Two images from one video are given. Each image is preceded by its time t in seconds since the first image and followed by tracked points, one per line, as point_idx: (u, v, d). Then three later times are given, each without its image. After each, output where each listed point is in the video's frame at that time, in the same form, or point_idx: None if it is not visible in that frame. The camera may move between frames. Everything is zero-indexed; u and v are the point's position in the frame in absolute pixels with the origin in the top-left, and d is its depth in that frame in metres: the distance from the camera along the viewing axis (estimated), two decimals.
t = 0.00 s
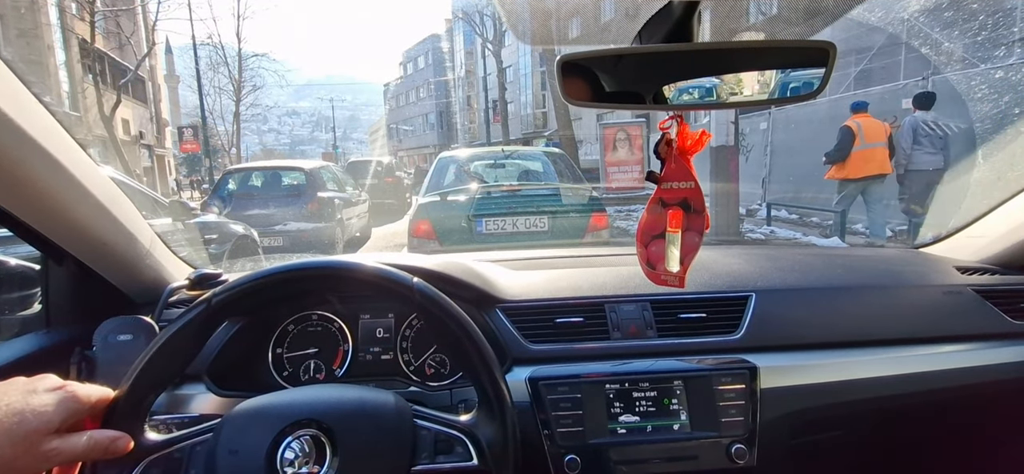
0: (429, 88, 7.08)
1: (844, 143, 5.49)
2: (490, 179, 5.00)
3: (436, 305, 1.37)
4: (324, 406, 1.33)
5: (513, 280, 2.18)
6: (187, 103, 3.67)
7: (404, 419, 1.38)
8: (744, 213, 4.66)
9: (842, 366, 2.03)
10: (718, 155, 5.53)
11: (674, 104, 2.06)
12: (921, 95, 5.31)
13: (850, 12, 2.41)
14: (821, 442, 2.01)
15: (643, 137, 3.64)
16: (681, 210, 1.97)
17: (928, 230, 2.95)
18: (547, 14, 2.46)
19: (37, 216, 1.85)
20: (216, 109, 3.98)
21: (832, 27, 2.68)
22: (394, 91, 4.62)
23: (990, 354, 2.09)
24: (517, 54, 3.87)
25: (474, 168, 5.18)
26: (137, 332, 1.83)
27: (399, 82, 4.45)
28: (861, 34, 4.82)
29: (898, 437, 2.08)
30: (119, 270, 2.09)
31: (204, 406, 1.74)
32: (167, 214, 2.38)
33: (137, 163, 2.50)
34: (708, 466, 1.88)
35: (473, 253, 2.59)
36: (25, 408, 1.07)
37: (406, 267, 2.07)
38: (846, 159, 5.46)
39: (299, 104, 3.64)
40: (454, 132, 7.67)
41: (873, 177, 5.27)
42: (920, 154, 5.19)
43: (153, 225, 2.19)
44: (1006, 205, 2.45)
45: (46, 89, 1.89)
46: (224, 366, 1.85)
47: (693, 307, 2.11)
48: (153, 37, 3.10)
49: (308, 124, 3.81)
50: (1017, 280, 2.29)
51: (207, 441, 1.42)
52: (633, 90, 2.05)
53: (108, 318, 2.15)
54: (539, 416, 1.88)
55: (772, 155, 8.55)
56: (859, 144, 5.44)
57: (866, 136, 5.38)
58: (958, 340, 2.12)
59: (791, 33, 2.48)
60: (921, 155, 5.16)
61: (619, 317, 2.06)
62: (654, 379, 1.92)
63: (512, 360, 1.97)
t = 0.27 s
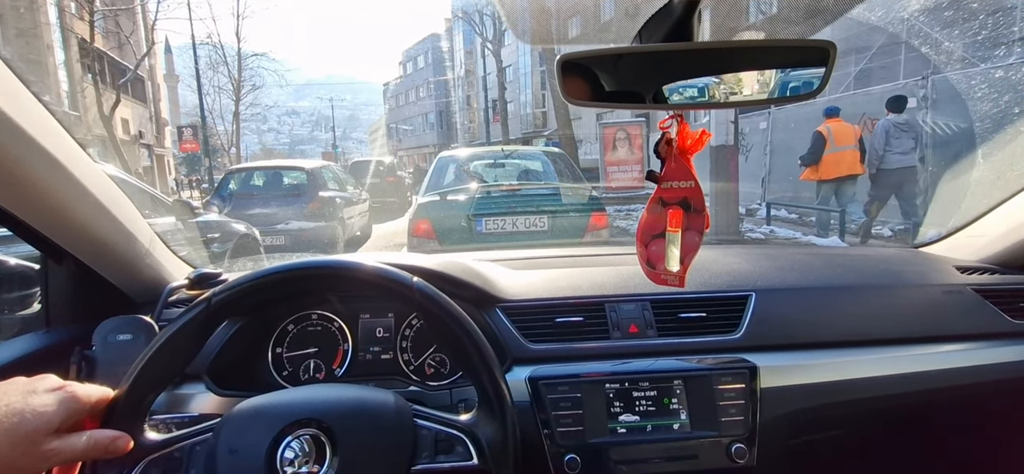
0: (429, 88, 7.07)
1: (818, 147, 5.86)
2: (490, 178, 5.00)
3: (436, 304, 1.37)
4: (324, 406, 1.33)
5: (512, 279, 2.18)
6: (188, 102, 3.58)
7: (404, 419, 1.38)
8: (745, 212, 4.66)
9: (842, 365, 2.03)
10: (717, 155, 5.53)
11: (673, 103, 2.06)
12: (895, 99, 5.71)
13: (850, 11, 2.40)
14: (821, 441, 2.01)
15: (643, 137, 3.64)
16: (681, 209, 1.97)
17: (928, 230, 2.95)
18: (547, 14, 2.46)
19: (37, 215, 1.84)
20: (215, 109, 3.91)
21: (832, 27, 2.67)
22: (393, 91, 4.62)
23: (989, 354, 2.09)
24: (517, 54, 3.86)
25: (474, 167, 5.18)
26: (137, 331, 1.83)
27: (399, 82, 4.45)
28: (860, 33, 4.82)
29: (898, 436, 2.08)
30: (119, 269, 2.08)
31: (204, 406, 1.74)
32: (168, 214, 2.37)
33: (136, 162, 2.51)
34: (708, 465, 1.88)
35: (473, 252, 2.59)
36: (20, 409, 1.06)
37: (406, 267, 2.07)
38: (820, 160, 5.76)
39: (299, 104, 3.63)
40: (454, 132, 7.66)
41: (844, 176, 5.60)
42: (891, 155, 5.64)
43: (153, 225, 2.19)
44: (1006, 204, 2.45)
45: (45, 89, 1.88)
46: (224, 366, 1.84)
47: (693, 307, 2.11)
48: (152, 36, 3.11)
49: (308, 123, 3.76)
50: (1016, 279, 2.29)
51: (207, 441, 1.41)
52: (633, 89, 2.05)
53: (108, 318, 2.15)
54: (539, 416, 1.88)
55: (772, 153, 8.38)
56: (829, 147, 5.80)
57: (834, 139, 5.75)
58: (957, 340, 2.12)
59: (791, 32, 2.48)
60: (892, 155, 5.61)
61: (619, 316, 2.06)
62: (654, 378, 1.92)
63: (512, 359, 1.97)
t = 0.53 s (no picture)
0: (429, 87, 7.07)
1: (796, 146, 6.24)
2: (490, 178, 5.00)
3: (436, 305, 1.37)
4: (324, 406, 1.33)
5: (512, 280, 2.18)
6: (188, 102, 3.43)
7: (404, 419, 1.39)
8: (745, 212, 4.67)
9: (840, 365, 2.03)
10: (717, 155, 5.54)
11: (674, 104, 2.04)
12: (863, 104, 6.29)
13: (848, 12, 2.41)
14: (820, 441, 2.02)
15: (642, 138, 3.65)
16: (680, 210, 1.98)
17: (926, 230, 2.96)
18: (546, 14, 2.46)
19: (37, 215, 1.85)
20: (216, 108, 3.65)
21: (830, 27, 2.68)
22: (393, 91, 4.62)
23: (988, 354, 2.09)
24: (517, 54, 3.86)
25: (474, 167, 5.18)
26: (137, 332, 1.83)
27: (398, 82, 4.46)
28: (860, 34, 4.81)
29: (897, 437, 2.08)
30: (119, 269, 2.09)
31: (203, 406, 1.74)
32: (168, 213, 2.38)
33: (137, 162, 2.51)
34: (707, 465, 1.89)
35: (473, 252, 2.59)
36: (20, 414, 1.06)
37: (406, 267, 2.07)
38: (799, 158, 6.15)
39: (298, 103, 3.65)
40: (453, 132, 7.67)
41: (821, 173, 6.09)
42: (863, 155, 6.18)
43: (153, 225, 2.19)
44: (1004, 205, 2.45)
45: (45, 89, 1.88)
46: (224, 366, 1.85)
47: (692, 307, 2.11)
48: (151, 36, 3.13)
49: (307, 122, 3.81)
50: (1015, 279, 2.29)
51: (207, 441, 1.41)
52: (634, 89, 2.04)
53: (107, 318, 2.15)
54: (538, 415, 1.88)
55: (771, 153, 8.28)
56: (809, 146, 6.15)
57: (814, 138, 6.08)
58: (955, 340, 2.13)
59: (790, 33, 2.48)
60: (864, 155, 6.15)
61: (618, 317, 2.06)
62: (653, 378, 1.93)
63: (511, 359, 1.97)
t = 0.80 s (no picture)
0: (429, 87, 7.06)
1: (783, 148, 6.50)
2: (490, 178, 5.00)
3: (436, 305, 1.38)
4: (325, 407, 1.34)
5: (512, 280, 2.18)
6: (187, 101, 3.45)
7: (405, 419, 1.39)
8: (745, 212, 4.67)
9: (841, 366, 2.03)
10: (717, 155, 5.55)
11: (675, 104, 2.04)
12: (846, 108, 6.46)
13: (849, 12, 2.41)
14: (821, 441, 2.02)
15: (643, 138, 3.65)
16: (681, 210, 1.98)
17: (926, 230, 2.96)
18: (547, 13, 2.46)
19: (37, 215, 1.85)
20: (216, 108, 3.67)
21: (831, 28, 2.68)
22: (393, 91, 4.62)
23: (988, 354, 2.09)
24: (517, 54, 3.86)
25: (474, 167, 5.19)
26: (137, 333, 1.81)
27: (398, 82, 4.46)
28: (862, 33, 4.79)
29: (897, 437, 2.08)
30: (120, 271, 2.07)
31: (205, 406, 1.73)
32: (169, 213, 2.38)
33: (138, 161, 2.51)
34: (708, 465, 1.89)
35: (473, 252, 2.60)
36: None
37: (406, 267, 2.07)
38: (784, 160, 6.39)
39: (299, 103, 3.65)
40: (454, 132, 7.67)
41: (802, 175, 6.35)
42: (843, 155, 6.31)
43: (153, 226, 2.18)
44: (1005, 205, 2.45)
45: (46, 89, 1.89)
46: (225, 367, 1.84)
47: (692, 307, 2.11)
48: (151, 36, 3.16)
49: (307, 122, 3.81)
50: (1015, 280, 2.29)
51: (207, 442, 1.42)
52: (634, 90, 2.04)
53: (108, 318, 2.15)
54: (539, 416, 1.88)
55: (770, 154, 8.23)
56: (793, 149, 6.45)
57: (799, 143, 6.40)
58: (956, 340, 2.13)
59: (791, 33, 2.48)
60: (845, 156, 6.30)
61: (618, 317, 2.06)
62: (653, 379, 1.93)
63: (512, 360, 1.97)
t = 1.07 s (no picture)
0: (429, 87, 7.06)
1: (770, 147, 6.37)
2: (490, 178, 4.99)
3: (435, 305, 1.37)
4: (323, 407, 1.33)
5: (510, 280, 2.18)
6: (187, 101, 3.34)
7: (403, 418, 1.39)
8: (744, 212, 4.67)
9: (839, 366, 2.03)
10: (717, 155, 5.56)
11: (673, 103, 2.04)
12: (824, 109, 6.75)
13: (847, 12, 2.41)
14: (820, 441, 2.02)
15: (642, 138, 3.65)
16: (679, 210, 1.98)
17: (926, 230, 2.96)
18: (546, 13, 2.46)
19: (37, 218, 1.86)
20: (216, 108, 3.61)
21: (830, 28, 2.68)
22: (393, 91, 4.62)
23: (987, 354, 2.09)
24: (517, 54, 3.86)
25: (474, 167, 5.18)
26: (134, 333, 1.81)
27: (398, 82, 4.46)
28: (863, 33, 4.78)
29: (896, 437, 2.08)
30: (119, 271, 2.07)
31: (203, 406, 1.73)
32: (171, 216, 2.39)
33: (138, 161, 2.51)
34: (707, 465, 1.89)
35: (472, 253, 2.60)
36: None
37: (405, 267, 2.08)
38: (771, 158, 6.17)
39: (299, 103, 3.65)
40: (454, 132, 7.66)
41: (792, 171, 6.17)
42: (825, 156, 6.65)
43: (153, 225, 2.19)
44: (1004, 205, 2.45)
45: (45, 90, 1.90)
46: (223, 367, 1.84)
47: (691, 307, 2.11)
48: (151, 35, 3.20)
49: (307, 123, 3.72)
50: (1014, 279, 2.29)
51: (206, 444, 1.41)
52: (634, 90, 2.04)
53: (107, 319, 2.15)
54: (538, 416, 1.88)
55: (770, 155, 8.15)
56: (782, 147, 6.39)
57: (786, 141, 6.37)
58: (955, 340, 2.13)
59: (790, 33, 2.49)
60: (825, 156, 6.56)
61: (617, 317, 2.06)
62: (652, 379, 1.93)
63: (511, 360, 1.98)
